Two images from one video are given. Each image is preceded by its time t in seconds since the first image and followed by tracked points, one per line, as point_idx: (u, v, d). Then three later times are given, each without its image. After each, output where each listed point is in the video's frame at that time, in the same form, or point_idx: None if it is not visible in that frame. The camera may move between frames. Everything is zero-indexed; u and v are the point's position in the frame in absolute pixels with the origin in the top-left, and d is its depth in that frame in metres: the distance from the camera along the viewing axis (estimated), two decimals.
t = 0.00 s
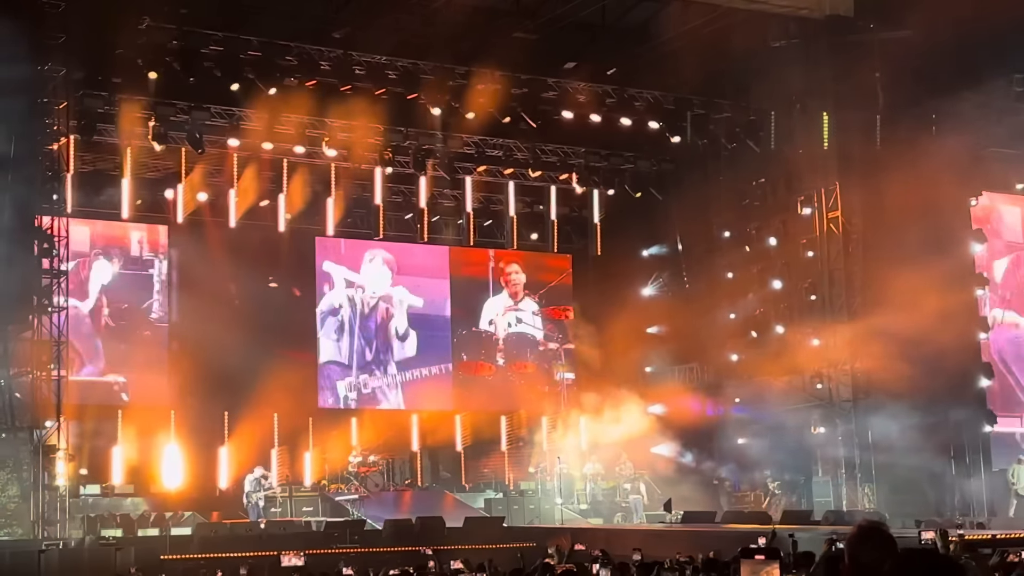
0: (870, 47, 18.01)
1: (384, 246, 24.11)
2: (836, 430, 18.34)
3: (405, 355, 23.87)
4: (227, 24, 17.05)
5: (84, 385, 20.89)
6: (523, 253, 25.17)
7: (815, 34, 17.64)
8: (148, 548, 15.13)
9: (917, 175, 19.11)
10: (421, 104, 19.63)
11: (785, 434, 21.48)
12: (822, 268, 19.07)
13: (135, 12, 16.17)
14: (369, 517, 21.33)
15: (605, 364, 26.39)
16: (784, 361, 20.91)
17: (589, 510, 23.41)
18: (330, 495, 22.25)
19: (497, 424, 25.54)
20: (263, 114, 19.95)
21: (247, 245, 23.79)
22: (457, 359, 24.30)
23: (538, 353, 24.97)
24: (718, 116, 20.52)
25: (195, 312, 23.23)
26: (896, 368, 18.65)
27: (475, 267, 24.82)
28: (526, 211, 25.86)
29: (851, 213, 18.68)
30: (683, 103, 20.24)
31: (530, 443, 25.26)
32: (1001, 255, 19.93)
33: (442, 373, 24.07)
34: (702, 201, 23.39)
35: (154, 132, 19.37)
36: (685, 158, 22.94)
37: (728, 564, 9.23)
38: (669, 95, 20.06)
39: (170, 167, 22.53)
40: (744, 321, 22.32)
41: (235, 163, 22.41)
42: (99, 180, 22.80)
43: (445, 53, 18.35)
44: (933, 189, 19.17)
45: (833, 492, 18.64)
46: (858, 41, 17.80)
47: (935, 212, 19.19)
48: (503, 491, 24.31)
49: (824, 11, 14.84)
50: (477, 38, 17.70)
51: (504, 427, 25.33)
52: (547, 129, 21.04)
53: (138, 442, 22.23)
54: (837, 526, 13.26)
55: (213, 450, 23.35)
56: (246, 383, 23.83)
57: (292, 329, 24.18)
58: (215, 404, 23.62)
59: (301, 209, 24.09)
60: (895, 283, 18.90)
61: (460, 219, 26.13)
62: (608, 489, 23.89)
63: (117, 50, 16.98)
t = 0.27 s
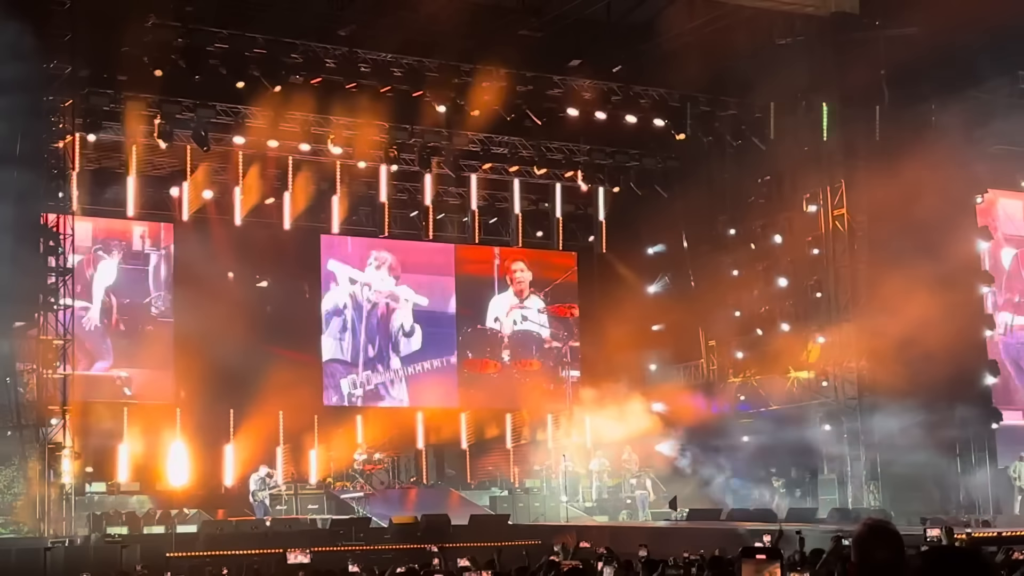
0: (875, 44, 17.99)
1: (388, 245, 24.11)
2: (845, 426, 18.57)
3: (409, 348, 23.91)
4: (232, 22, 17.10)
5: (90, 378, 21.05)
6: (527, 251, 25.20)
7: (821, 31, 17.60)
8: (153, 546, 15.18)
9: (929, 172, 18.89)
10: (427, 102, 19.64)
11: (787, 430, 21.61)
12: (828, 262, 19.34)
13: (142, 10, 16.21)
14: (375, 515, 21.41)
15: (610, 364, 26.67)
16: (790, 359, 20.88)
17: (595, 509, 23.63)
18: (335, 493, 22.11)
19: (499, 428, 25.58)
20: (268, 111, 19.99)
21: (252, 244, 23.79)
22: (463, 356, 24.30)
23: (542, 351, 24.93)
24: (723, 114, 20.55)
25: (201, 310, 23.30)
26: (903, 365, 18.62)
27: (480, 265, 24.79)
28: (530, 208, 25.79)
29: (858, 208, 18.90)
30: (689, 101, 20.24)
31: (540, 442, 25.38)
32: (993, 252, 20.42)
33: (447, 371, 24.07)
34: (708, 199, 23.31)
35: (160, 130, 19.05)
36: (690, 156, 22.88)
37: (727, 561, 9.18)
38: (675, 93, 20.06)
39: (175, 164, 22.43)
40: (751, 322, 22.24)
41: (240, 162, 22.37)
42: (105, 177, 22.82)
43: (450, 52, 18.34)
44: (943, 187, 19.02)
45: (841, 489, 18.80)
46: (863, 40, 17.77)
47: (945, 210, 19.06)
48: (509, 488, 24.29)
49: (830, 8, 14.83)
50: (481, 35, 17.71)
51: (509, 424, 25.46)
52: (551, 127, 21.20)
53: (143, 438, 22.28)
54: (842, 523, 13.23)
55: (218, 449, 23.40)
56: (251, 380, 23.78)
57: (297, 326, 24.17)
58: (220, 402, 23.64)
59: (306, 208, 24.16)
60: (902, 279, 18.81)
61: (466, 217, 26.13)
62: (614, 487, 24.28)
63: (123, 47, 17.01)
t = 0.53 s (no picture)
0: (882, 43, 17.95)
1: (393, 244, 24.10)
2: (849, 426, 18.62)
3: (416, 343, 23.91)
4: (238, 21, 17.11)
5: (95, 375, 21.06)
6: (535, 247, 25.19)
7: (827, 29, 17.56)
8: (159, 544, 15.22)
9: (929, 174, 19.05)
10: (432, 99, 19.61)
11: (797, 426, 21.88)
12: (832, 259, 19.35)
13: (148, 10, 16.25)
14: (381, 514, 21.49)
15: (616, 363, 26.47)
16: (798, 357, 20.84)
17: (599, 507, 23.67)
18: (341, 492, 22.24)
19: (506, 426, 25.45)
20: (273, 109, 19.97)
21: (258, 242, 23.73)
22: (468, 354, 24.36)
23: (548, 348, 24.87)
24: (728, 111, 20.61)
25: (207, 309, 23.27)
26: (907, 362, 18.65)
27: (485, 263, 24.80)
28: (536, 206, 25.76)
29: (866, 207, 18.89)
30: (694, 99, 20.36)
31: (546, 440, 25.41)
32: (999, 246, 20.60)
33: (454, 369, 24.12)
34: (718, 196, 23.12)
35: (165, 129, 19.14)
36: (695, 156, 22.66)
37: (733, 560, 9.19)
38: (679, 91, 20.13)
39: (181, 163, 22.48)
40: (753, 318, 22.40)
41: (245, 161, 22.33)
42: (111, 176, 22.83)
43: (455, 50, 18.31)
44: (944, 183, 19.08)
45: (845, 487, 18.79)
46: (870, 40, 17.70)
47: (948, 208, 19.08)
48: (514, 487, 24.30)
49: (836, 8, 14.81)
50: (487, 35, 17.70)
51: (514, 424, 25.35)
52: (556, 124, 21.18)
53: (149, 436, 22.35)
54: (847, 522, 13.25)
55: (224, 446, 23.49)
56: (256, 378, 23.77)
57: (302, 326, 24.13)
58: (225, 401, 23.65)
59: (311, 206, 24.22)
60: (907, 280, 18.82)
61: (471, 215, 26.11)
62: (620, 485, 24.35)
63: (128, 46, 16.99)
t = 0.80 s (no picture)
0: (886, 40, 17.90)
1: (401, 241, 24.15)
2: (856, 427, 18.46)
3: (427, 344, 23.92)
4: (242, 20, 17.11)
5: (102, 372, 21.02)
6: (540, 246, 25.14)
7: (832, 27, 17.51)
8: (164, 542, 15.21)
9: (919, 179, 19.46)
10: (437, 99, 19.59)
11: (810, 425, 21.99)
12: (837, 258, 19.08)
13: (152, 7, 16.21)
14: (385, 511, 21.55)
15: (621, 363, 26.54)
16: (802, 356, 21.05)
17: (605, 504, 23.69)
18: (345, 490, 22.13)
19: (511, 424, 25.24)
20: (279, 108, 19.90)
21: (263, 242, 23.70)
22: (473, 352, 24.33)
23: (553, 347, 24.86)
24: (735, 110, 19.79)
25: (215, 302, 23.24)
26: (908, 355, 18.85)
27: (490, 262, 24.79)
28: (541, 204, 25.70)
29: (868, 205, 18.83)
30: (699, 96, 19.83)
31: (551, 438, 25.26)
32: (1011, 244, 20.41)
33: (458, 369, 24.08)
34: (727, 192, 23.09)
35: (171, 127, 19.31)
36: (703, 154, 22.63)
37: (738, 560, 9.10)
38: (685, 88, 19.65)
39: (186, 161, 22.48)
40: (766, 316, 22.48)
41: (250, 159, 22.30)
42: (115, 175, 22.82)
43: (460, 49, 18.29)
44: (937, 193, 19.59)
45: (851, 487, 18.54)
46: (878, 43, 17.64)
47: (948, 213, 19.57)
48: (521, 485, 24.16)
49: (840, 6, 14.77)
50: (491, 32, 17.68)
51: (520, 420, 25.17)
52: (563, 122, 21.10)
53: (153, 434, 22.28)
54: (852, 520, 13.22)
55: (229, 445, 23.47)
56: (262, 375, 23.81)
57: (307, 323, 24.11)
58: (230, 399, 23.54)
59: (316, 204, 24.19)
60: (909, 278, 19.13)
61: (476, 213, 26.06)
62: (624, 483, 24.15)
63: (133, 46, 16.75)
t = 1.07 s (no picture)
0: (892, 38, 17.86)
1: (407, 239, 24.09)
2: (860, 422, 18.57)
3: (435, 339, 23.94)
4: (247, 19, 17.10)
5: (108, 373, 21.10)
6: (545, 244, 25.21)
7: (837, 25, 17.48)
8: (169, 540, 15.23)
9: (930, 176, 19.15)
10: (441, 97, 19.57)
11: (807, 426, 21.61)
12: (843, 256, 19.30)
13: (158, 7, 16.22)
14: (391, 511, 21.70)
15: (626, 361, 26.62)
16: (808, 357, 21.18)
17: (609, 502, 23.79)
18: (351, 488, 22.34)
19: (517, 424, 24.81)
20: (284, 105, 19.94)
21: (268, 241, 23.69)
22: (478, 350, 24.32)
23: (558, 346, 24.95)
24: (738, 106, 20.18)
25: (219, 305, 23.13)
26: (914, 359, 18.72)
27: (495, 261, 24.79)
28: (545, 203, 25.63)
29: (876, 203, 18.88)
30: (704, 95, 19.96)
31: (557, 437, 25.25)
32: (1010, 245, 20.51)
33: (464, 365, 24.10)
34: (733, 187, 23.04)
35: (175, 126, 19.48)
36: (708, 153, 22.82)
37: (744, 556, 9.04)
38: (690, 87, 19.77)
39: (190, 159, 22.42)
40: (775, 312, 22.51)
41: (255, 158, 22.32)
42: (120, 174, 22.82)
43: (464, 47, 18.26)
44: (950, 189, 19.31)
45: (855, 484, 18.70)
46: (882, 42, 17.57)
47: (956, 216, 19.32)
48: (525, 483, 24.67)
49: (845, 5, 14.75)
50: (495, 31, 17.64)
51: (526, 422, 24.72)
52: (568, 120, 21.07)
53: (160, 431, 22.36)
54: (857, 519, 13.20)
55: (234, 444, 23.33)
56: (270, 371, 23.67)
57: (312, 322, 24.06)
58: (237, 397, 23.51)
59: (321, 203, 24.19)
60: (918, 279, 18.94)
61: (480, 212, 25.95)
62: (628, 482, 24.21)
63: (137, 44, 16.90)
